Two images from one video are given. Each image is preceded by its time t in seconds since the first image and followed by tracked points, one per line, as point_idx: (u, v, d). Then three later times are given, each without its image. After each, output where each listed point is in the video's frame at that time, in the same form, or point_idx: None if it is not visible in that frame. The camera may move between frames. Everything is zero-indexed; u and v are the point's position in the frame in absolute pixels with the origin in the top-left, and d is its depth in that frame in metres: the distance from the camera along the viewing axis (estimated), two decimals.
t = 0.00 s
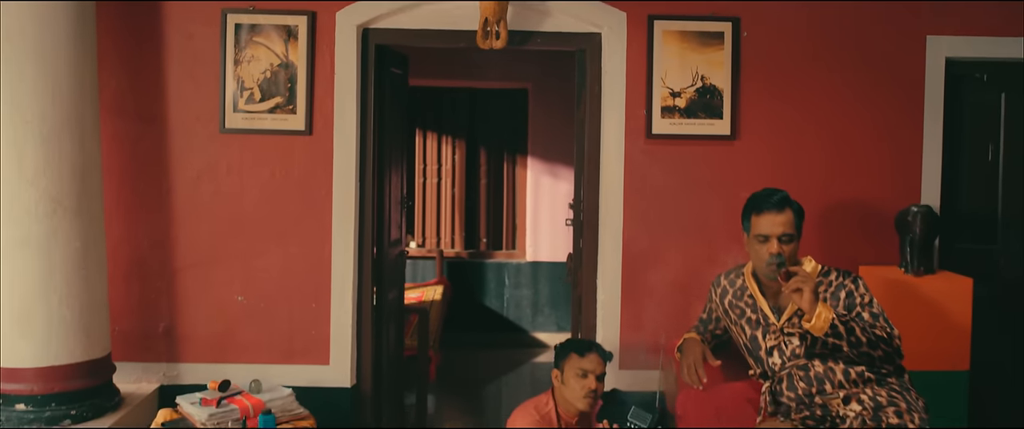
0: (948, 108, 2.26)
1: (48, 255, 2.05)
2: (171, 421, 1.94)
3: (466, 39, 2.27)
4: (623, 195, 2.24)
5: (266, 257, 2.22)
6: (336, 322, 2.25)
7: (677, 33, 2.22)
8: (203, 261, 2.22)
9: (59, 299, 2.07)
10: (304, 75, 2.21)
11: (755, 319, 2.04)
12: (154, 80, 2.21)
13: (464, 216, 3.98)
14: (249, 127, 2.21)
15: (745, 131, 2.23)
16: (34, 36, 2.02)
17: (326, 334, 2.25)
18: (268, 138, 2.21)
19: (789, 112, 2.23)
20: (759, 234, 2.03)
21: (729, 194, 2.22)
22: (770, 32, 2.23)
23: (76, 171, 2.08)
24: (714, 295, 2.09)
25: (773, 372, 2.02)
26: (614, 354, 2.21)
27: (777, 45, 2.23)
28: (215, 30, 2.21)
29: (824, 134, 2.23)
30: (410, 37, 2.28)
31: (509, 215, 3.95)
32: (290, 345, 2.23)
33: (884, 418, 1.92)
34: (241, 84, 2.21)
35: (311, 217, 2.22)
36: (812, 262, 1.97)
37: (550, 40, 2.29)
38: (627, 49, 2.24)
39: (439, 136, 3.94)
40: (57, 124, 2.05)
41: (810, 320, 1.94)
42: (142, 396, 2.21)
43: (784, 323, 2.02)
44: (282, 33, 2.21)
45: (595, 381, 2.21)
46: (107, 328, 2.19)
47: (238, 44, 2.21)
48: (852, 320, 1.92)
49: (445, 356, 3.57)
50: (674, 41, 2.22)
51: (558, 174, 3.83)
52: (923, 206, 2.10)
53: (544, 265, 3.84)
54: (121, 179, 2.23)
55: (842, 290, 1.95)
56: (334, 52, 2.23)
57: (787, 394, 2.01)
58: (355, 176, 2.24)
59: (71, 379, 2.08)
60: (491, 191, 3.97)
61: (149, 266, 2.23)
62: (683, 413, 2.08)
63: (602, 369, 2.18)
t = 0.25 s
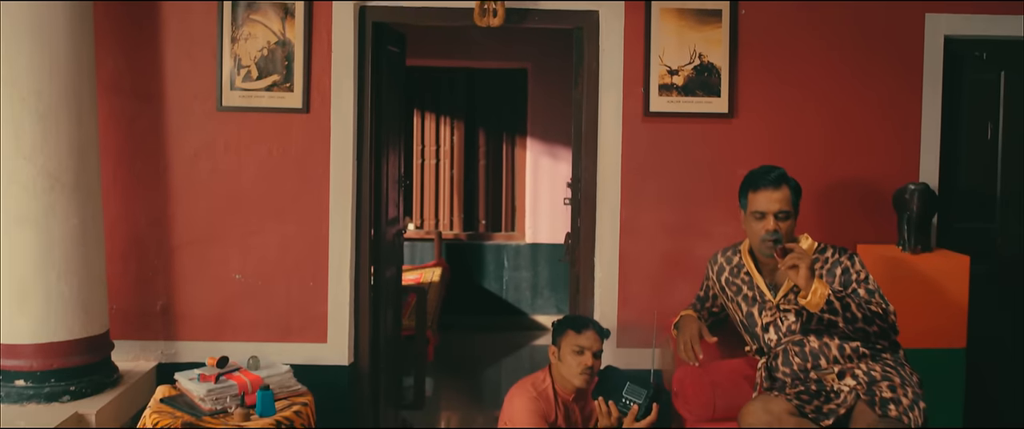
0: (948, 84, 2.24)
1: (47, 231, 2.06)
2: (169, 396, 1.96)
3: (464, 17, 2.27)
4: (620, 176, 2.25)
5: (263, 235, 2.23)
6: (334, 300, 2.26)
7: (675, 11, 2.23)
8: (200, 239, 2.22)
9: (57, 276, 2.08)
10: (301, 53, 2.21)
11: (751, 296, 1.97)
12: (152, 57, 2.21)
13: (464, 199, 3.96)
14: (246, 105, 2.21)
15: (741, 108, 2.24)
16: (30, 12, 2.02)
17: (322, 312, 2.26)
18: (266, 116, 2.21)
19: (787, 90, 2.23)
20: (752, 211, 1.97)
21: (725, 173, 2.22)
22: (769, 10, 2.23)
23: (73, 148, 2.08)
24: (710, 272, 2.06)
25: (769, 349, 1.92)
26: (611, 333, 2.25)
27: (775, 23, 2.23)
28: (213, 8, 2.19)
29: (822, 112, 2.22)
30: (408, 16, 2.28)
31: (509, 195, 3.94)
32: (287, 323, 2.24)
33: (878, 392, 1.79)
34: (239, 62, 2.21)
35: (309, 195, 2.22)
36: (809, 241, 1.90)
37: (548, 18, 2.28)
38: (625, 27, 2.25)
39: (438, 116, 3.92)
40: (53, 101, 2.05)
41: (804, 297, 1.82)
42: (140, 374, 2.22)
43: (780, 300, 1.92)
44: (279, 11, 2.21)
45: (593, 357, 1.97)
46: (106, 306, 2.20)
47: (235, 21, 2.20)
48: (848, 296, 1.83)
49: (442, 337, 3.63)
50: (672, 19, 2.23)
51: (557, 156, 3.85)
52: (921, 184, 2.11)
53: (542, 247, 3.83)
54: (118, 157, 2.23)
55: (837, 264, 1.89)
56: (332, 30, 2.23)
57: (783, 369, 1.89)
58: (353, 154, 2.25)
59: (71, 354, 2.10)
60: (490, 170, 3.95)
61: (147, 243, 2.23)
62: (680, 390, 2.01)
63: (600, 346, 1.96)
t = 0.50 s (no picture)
0: (948, 64, 2.24)
1: (46, 211, 2.07)
2: (168, 375, 1.96)
3: None
4: (619, 152, 2.23)
5: (261, 216, 2.23)
6: (332, 280, 2.25)
7: None
8: (197, 220, 2.23)
9: (55, 256, 2.08)
10: (298, 34, 2.21)
11: (748, 276, 1.97)
12: (149, 37, 2.21)
13: (461, 180, 3.98)
14: (243, 85, 2.20)
15: (739, 88, 2.23)
16: None
17: (320, 292, 2.25)
18: (263, 96, 2.21)
19: (785, 70, 2.22)
20: (748, 190, 1.99)
21: (723, 153, 2.22)
22: None
23: (71, 129, 2.08)
24: (707, 252, 2.06)
25: (766, 328, 1.93)
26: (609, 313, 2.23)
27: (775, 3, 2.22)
28: None
29: (821, 92, 2.22)
30: None
31: (508, 179, 3.95)
32: (285, 304, 2.24)
33: (872, 369, 1.77)
34: (235, 42, 2.20)
35: (306, 176, 2.22)
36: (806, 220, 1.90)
37: None
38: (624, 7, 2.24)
39: (436, 98, 3.91)
40: (51, 81, 2.05)
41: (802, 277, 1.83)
42: (137, 355, 2.22)
43: (777, 278, 1.93)
44: None
45: (589, 337, 2.02)
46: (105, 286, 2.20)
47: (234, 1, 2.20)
48: (845, 275, 1.84)
49: (440, 321, 3.62)
50: None
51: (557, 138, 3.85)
52: (917, 165, 2.11)
53: (541, 231, 3.85)
54: (116, 137, 2.23)
55: (834, 244, 1.89)
56: (329, 10, 2.22)
57: (779, 348, 1.89)
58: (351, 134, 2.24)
59: (70, 333, 2.10)
60: (489, 152, 3.96)
61: (146, 223, 2.23)
62: (677, 369, 2.00)
63: (597, 326, 2.00)
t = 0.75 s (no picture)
0: (947, 47, 2.24)
1: (42, 193, 2.06)
2: (166, 357, 1.96)
3: None
4: (617, 137, 2.21)
5: (260, 199, 2.22)
6: (330, 263, 2.25)
7: None
8: (194, 204, 2.22)
9: (53, 237, 2.08)
10: (296, 16, 2.20)
11: (746, 258, 1.96)
12: (148, 18, 2.20)
13: (460, 165, 3.98)
14: (240, 68, 2.20)
15: (738, 71, 2.22)
16: None
17: (317, 275, 2.25)
18: (261, 79, 2.21)
19: (784, 54, 2.22)
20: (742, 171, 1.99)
21: (721, 137, 2.21)
22: None
23: (68, 110, 2.07)
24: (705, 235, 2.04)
25: (763, 309, 1.93)
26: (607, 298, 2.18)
27: None
28: None
29: (821, 75, 2.22)
30: None
31: (506, 164, 3.93)
32: (283, 287, 2.24)
33: (869, 349, 1.77)
34: (234, 25, 2.20)
35: (304, 159, 2.22)
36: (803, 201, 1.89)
37: None
38: None
39: (434, 84, 3.93)
40: (49, 62, 2.04)
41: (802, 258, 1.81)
42: (135, 339, 2.24)
43: (776, 259, 1.92)
44: None
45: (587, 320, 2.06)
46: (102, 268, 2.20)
47: None
48: (845, 257, 1.83)
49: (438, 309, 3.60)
50: None
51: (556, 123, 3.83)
52: (916, 147, 2.09)
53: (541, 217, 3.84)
54: (113, 118, 2.22)
55: (833, 226, 1.89)
56: None
57: (777, 329, 1.89)
58: (348, 117, 2.23)
59: (67, 315, 2.10)
60: (488, 138, 3.94)
61: (143, 205, 2.23)
62: (675, 351, 1.99)
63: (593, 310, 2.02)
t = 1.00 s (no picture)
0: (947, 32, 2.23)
1: (39, 177, 2.05)
2: (163, 341, 1.95)
3: None
4: (616, 124, 2.21)
5: (257, 184, 2.22)
6: (327, 248, 2.25)
7: None
8: (190, 188, 2.22)
9: (49, 222, 2.08)
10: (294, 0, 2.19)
11: (744, 242, 1.99)
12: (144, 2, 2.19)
13: (458, 152, 3.98)
14: (237, 52, 2.19)
15: (737, 56, 2.22)
16: None
17: (315, 260, 2.25)
18: (257, 63, 2.20)
19: (783, 38, 2.22)
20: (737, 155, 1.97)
21: (719, 121, 2.21)
22: None
23: (65, 94, 2.07)
24: (704, 220, 2.08)
25: (761, 293, 1.93)
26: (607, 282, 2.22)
27: None
28: None
29: (819, 60, 2.21)
30: None
31: (505, 151, 3.92)
32: (280, 272, 2.24)
33: (865, 332, 1.76)
34: (230, 9, 2.19)
35: (301, 144, 2.21)
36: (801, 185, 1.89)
37: None
38: None
39: (431, 70, 3.94)
40: (45, 45, 2.03)
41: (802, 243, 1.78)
42: (132, 324, 2.22)
43: (774, 244, 1.94)
44: None
45: (586, 304, 1.94)
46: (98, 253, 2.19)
47: None
48: (845, 241, 1.82)
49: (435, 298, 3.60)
50: None
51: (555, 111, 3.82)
52: (915, 131, 2.09)
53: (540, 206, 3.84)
54: (109, 102, 2.21)
55: (831, 211, 1.89)
56: None
57: (774, 313, 1.88)
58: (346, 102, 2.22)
59: (64, 300, 2.10)
60: (486, 125, 3.94)
61: (140, 190, 2.22)
62: (672, 336, 2.00)
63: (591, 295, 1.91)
